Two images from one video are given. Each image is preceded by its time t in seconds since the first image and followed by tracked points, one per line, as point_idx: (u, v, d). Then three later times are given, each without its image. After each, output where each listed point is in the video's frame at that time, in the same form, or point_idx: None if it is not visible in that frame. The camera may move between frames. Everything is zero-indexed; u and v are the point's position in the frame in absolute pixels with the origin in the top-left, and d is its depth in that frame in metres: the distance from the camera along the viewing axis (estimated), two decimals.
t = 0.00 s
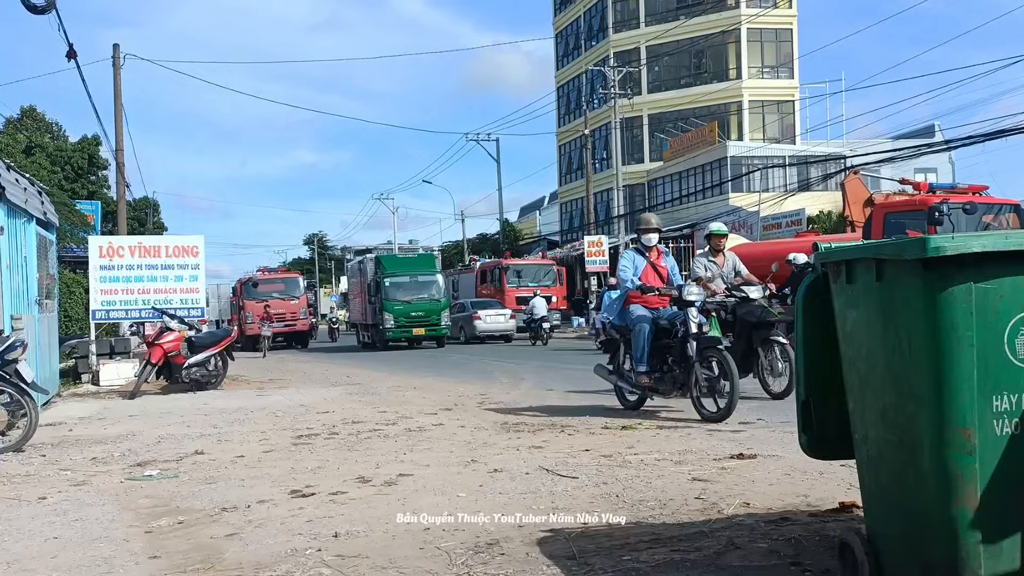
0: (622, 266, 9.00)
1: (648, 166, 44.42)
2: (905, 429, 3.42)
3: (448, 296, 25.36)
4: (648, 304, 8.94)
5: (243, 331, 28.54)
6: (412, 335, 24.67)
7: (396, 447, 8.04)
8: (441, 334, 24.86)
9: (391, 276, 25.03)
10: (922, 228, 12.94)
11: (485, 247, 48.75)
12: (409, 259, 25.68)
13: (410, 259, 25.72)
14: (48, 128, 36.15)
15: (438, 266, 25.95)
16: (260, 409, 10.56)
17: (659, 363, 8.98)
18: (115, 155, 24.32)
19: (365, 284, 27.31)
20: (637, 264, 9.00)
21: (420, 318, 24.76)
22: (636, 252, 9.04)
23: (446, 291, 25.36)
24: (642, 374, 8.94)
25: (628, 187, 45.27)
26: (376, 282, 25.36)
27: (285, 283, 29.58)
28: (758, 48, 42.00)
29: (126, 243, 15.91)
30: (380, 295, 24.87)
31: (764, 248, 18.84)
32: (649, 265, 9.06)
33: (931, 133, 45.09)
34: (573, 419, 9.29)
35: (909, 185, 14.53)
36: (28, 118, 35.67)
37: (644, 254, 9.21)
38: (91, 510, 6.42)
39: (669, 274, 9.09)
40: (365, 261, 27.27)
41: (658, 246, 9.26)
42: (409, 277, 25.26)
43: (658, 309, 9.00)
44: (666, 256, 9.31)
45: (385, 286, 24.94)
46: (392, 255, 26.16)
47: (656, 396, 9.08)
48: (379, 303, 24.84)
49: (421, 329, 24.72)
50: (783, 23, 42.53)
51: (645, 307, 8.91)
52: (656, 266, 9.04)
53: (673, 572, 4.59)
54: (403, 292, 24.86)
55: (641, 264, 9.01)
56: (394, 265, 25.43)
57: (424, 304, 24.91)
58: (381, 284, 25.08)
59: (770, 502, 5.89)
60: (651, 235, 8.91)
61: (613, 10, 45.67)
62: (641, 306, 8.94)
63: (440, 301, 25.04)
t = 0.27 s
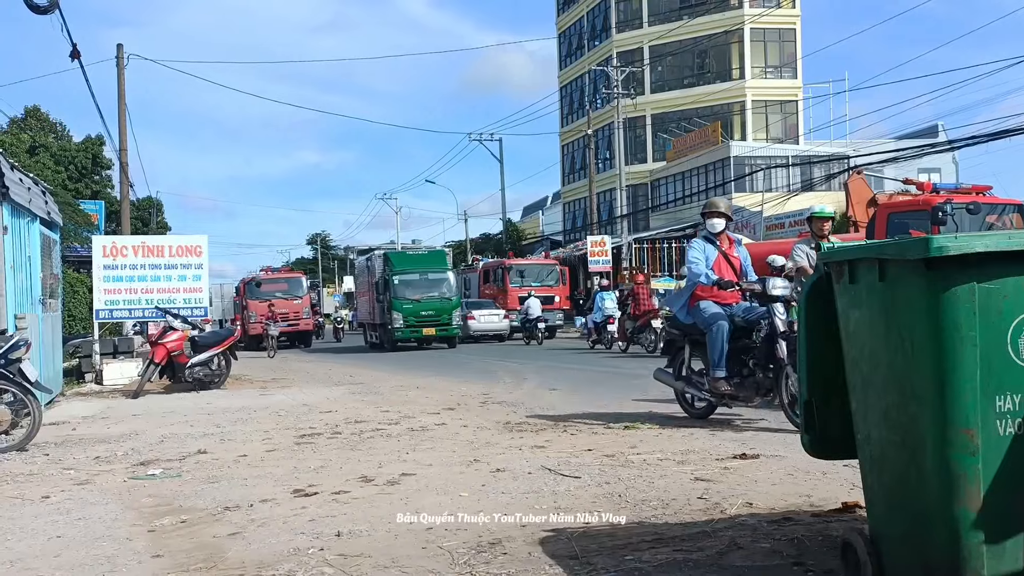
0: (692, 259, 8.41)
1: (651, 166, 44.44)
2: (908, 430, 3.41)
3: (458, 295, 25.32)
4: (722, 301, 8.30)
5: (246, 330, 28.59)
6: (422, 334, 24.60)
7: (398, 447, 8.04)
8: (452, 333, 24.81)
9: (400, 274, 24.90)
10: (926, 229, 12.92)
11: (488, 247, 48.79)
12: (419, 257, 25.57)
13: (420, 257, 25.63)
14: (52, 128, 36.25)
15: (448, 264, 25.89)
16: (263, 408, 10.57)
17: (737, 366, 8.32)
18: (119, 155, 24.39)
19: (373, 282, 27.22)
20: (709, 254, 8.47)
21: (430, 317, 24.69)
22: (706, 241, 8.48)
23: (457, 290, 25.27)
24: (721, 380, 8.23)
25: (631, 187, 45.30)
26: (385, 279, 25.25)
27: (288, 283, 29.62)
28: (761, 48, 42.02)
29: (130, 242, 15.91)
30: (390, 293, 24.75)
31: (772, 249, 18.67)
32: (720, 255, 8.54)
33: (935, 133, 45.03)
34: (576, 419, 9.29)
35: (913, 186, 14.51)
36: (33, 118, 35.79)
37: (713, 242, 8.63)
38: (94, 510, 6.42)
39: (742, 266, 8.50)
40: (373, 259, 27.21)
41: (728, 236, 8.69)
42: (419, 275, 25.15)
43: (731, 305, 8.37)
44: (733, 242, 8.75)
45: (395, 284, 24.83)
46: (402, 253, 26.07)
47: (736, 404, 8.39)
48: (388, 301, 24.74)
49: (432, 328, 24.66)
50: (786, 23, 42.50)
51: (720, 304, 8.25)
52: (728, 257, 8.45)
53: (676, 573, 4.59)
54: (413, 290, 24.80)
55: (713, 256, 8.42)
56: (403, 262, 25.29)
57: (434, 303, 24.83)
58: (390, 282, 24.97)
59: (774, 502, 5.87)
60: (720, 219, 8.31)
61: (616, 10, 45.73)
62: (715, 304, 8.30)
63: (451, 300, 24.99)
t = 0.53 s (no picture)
0: (776, 250, 6.86)
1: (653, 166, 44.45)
2: (912, 431, 3.41)
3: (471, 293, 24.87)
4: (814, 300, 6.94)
5: (248, 331, 28.61)
6: (432, 335, 24.14)
7: (401, 447, 8.04)
8: (464, 333, 24.38)
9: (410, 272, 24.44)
10: (930, 229, 12.90)
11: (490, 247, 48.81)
12: (430, 255, 25.13)
13: (431, 255, 25.17)
14: (55, 128, 36.29)
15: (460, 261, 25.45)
16: (266, 408, 10.58)
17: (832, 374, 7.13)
18: (121, 155, 24.40)
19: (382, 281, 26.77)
20: (797, 243, 6.90)
21: (441, 317, 24.26)
22: (793, 228, 6.93)
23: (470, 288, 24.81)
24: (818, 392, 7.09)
25: (634, 187, 45.31)
26: (394, 277, 24.79)
27: (291, 283, 29.61)
28: (764, 49, 42.04)
29: (133, 243, 15.93)
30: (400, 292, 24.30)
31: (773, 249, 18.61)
32: (810, 244, 6.97)
33: (937, 133, 45.02)
34: (579, 419, 9.29)
35: (916, 186, 14.48)
36: (35, 118, 35.82)
37: (799, 227, 7.11)
38: (97, 509, 6.43)
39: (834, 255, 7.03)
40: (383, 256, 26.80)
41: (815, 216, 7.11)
42: (430, 273, 24.69)
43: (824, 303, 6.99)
44: (821, 224, 7.23)
45: (404, 282, 24.37)
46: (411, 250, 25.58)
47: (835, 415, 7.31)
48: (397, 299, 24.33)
49: (443, 328, 24.22)
50: (788, 23, 42.51)
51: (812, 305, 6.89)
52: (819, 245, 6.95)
53: (679, 573, 4.59)
54: (423, 288, 24.33)
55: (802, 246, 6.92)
56: (413, 260, 24.80)
57: (446, 302, 24.40)
58: (400, 279, 24.52)
59: (777, 503, 5.87)
60: (812, 206, 6.73)
61: (618, 10, 45.69)
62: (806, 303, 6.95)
63: (463, 298, 24.53)
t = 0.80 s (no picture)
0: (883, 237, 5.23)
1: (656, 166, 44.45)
2: (917, 432, 3.40)
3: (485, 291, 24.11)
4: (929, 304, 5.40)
5: (252, 330, 28.61)
6: (446, 335, 23.42)
7: (405, 447, 8.05)
8: (480, 333, 23.68)
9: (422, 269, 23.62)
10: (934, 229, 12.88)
11: (493, 247, 48.84)
12: (442, 250, 24.30)
13: (443, 250, 24.34)
14: (60, 128, 36.40)
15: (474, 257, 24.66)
16: (269, 408, 10.60)
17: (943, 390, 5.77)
18: (125, 155, 24.44)
19: (392, 279, 25.95)
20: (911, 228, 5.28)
21: (455, 316, 23.52)
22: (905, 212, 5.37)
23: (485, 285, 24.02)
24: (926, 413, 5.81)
25: (637, 187, 45.30)
26: (405, 273, 23.98)
27: (293, 282, 29.60)
28: (768, 49, 42.03)
29: (137, 242, 16.00)
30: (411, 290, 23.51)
31: (776, 250, 18.66)
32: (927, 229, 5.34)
33: (942, 133, 44.94)
34: (582, 418, 9.30)
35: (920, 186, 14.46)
36: (40, 118, 35.92)
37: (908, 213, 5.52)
38: (101, 508, 6.44)
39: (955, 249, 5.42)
40: (392, 253, 25.96)
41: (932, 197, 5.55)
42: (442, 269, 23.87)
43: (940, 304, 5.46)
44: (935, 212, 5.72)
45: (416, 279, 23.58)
46: (422, 245, 24.71)
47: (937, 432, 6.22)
48: (409, 298, 23.55)
49: (456, 328, 23.49)
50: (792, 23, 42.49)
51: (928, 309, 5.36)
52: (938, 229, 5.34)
53: (683, 572, 4.59)
54: (436, 286, 23.57)
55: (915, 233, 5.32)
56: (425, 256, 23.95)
57: (459, 299, 23.66)
58: (411, 276, 23.72)
59: (780, 503, 5.86)
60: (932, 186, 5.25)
61: (622, 9, 45.65)
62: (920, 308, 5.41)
63: (478, 297, 23.79)
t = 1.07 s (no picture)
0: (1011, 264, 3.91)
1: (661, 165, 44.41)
2: (922, 432, 3.39)
3: (504, 288, 23.31)
4: None
5: (256, 330, 28.66)
6: (463, 334, 22.63)
7: (409, 446, 8.05)
8: (499, 333, 22.91)
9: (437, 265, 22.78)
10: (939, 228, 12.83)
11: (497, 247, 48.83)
12: (458, 245, 23.44)
13: (459, 245, 23.48)
14: (65, 128, 36.50)
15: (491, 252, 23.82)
16: (273, 408, 10.62)
17: None
18: (131, 155, 24.49)
19: (405, 276, 25.10)
20: None
21: (472, 315, 22.73)
22: None
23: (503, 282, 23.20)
24: None
25: (642, 186, 45.28)
26: (420, 269, 23.12)
27: (298, 282, 29.61)
28: (773, 48, 41.95)
29: (142, 242, 16.01)
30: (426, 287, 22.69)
31: (779, 250, 18.57)
32: None
33: (947, 133, 44.84)
34: (585, 418, 9.30)
35: (925, 185, 14.39)
36: (46, 118, 36.03)
37: None
38: (106, 507, 6.46)
39: None
40: (404, 248, 25.06)
41: None
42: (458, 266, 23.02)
43: None
44: None
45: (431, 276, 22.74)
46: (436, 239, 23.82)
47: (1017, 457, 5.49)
48: (424, 295, 22.74)
49: (474, 327, 22.71)
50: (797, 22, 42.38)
51: None
52: None
53: (687, 572, 4.59)
54: (452, 283, 22.74)
55: None
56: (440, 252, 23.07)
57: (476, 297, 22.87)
58: (426, 272, 22.88)
59: (784, 503, 5.85)
60: None
61: (627, 9, 45.60)
62: None
63: (497, 294, 22.99)
